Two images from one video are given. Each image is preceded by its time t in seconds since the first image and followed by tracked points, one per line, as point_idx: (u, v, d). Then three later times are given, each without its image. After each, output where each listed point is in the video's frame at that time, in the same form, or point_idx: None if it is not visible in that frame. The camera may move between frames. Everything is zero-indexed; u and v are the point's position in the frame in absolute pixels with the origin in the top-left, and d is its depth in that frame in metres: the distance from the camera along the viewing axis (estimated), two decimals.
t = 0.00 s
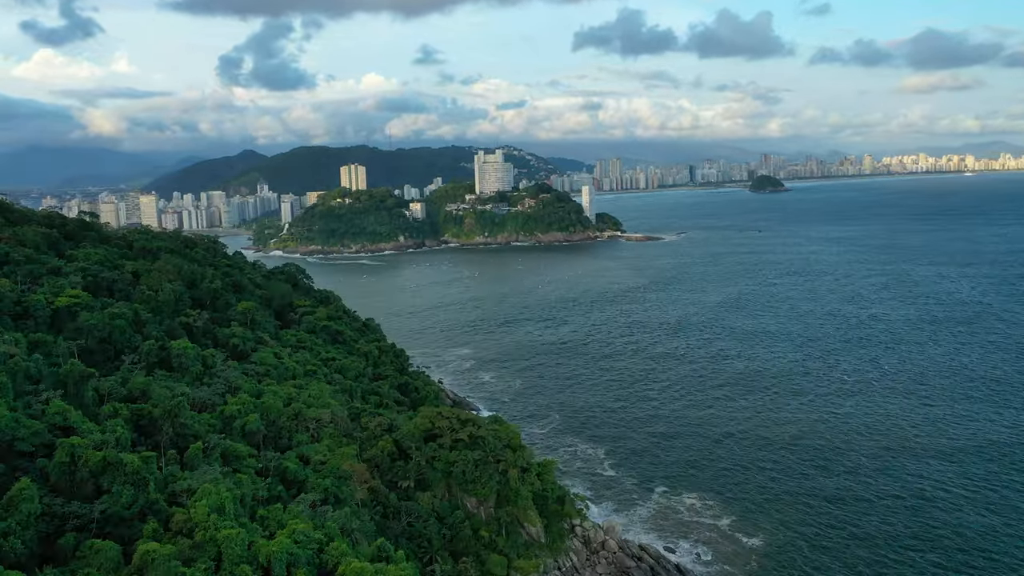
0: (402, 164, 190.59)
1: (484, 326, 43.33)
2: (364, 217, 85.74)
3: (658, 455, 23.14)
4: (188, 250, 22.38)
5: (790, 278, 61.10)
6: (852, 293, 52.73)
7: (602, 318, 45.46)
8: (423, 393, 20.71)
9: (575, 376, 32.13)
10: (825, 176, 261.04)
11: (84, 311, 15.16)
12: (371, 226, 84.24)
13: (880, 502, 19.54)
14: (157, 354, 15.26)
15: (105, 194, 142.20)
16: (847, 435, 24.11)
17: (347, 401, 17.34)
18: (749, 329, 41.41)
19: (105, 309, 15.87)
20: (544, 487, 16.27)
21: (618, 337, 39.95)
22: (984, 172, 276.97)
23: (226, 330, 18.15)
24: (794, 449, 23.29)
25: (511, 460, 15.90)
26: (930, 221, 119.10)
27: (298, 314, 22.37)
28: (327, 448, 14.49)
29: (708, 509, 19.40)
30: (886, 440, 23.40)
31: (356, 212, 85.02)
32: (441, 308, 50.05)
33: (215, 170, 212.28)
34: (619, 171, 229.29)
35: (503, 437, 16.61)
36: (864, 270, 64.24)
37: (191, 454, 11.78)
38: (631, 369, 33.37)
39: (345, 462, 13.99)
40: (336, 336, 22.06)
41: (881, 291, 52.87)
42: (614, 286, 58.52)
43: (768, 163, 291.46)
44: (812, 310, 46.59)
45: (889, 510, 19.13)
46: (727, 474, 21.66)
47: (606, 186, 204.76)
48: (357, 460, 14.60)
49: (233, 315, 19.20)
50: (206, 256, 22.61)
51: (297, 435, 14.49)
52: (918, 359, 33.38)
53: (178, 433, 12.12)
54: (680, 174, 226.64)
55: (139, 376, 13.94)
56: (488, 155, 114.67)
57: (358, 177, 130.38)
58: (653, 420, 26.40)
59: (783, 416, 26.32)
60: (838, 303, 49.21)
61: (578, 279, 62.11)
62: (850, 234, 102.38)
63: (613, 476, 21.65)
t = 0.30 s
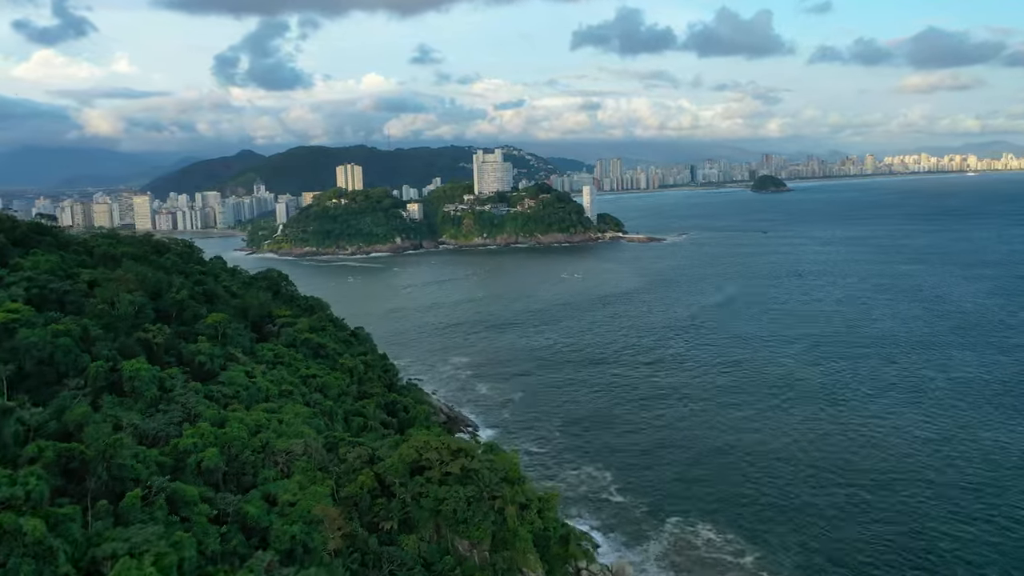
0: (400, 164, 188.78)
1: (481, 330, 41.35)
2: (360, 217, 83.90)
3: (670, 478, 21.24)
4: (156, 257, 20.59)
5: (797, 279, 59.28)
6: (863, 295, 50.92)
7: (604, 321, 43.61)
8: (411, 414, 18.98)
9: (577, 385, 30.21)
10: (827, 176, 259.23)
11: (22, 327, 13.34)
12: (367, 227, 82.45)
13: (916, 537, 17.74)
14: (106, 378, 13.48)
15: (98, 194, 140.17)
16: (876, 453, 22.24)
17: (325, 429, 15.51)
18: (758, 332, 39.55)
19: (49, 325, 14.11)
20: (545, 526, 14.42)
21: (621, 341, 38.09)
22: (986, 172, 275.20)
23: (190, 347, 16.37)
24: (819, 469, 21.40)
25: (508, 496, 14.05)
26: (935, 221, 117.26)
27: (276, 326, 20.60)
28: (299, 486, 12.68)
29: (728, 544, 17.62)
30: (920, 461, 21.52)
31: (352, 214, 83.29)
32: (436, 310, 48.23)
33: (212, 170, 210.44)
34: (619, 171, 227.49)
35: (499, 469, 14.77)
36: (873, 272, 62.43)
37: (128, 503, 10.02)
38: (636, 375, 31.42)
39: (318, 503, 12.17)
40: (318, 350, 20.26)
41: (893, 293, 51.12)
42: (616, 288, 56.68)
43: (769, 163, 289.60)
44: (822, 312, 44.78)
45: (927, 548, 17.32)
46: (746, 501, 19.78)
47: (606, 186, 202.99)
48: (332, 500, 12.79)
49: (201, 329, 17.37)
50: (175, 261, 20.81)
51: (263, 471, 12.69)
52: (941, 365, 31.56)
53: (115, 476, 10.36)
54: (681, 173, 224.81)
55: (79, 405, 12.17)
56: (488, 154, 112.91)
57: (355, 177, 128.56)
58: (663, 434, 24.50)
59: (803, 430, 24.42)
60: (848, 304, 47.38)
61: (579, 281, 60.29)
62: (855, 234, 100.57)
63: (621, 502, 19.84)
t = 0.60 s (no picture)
0: (398, 163, 186.81)
1: (476, 333, 39.38)
2: (355, 217, 82.01)
3: (681, 502, 19.24)
4: (117, 262, 18.74)
5: (805, 280, 57.40)
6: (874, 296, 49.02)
7: (606, 323, 41.74)
8: (397, 436, 17.08)
9: (577, 393, 28.28)
10: (829, 176, 257.28)
11: None
12: (363, 227, 80.60)
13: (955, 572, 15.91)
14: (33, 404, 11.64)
15: (92, 194, 138.51)
16: (907, 471, 20.16)
17: (292, 460, 13.58)
18: (768, 335, 37.53)
19: None
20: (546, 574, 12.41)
21: (624, 344, 36.21)
22: (989, 172, 273.39)
23: (142, 364, 14.50)
24: (846, 491, 19.35)
25: (501, 540, 12.11)
26: (942, 222, 115.34)
27: (249, 338, 18.73)
28: (256, 532, 10.74)
29: None
30: (958, 482, 19.45)
31: (348, 215, 81.48)
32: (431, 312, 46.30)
33: (209, 169, 208.44)
34: (619, 171, 225.56)
35: (491, 507, 12.80)
36: (882, 273, 60.59)
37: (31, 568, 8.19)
38: (640, 383, 29.36)
39: (276, 555, 10.25)
40: (294, 364, 18.34)
41: (905, 295, 49.18)
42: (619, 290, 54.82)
43: (770, 163, 287.62)
44: (833, 315, 42.88)
45: None
46: (766, 530, 17.79)
47: (607, 186, 201.20)
48: (295, 550, 10.85)
49: (158, 343, 15.50)
50: (138, 264, 18.96)
51: (214, 515, 10.80)
52: (967, 370, 29.47)
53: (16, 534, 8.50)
54: (682, 173, 222.86)
55: None
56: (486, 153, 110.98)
57: (352, 177, 126.67)
58: (672, 450, 22.45)
59: (824, 443, 22.33)
60: (861, 306, 45.49)
61: (580, 283, 58.44)
62: (860, 235, 98.63)
63: (627, 531, 17.97)
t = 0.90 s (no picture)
0: (397, 162, 184.86)
1: (472, 335, 37.33)
2: (350, 216, 80.12)
3: (697, 529, 17.21)
4: (69, 264, 16.86)
5: (814, 280, 55.54)
6: (887, 296, 47.16)
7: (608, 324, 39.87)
8: (378, 458, 15.12)
9: (579, 400, 26.37)
10: (831, 176, 255.25)
11: None
12: (358, 226, 78.63)
13: None
14: None
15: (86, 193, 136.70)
16: (950, 490, 18.08)
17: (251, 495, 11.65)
18: (781, 335, 35.49)
19: None
20: None
21: (627, 346, 34.33)
22: (991, 172, 271.52)
23: (82, 380, 12.61)
24: (881, 514, 17.30)
25: None
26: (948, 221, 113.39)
27: (214, 346, 16.81)
28: None
29: None
30: (1003, 505, 17.44)
31: (343, 214, 79.56)
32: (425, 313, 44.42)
33: (205, 168, 206.38)
34: (619, 171, 223.57)
35: (484, 550, 10.83)
36: (892, 272, 58.69)
37: None
38: (647, 388, 27.31)
39: None
40: (266, 377, 16.39)
41: (919, 294, 47.34)
42: (620, 290, 52.96)
43: (771, 163, 285.63)
44: (846, 315, 41.03)
45: None
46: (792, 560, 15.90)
47: (608, 185, 199.24)
48: None
49: (104, 355, 13.60)
50: (93, 265, 17.09)
51: (143, 569, 8.87)
52: (994, 373, 27.57)
53: None
54: (683, 173, 220.92)
55: None
56: (485, 152, 109.08)
57: (348, 176, 124.70)
58: (685, 466, 20.41)
59: (852, 457, 20.28)
60: (875, 306, 43.60)
61: (581, 283, 56.54)
62: (865, 234, 96.72)
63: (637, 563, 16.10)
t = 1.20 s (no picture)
0: (396, 161, 182.90)
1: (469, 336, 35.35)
2: (346, 214, 78.22)
3: (720, 563, 15.29)
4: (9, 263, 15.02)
5: (824, 279, 53.60)
6: (902, 296, 45.24)
7: (611, 323, 38.00)
8: (355, 484, 13.20)
9: (583, 407, 24.44)
10: (833, 175, 253.02)
11: None
12: (353, 225, 76.71)
13: None
14: None
15: (78, 190, 134.50)
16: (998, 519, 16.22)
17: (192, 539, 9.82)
18: (795, 336, 33.56)
19: None
20: None
21: (632, 347, 32.44)
22: (995, 171, 269.22)
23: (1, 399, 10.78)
24: (927, 548, 15.40)
25: None
26: (955, 220, 111.25)
27: (172, 354, 14.90)
28: None
29: None
30: None
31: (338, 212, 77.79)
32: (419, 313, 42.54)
33: (203, 166, 204.36)
34: (620, 169, 221.47)
35: None
36: (905, 272, 56.76)
37: None
38: (656, 394, 25.34)
39: None
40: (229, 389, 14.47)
41: (935, 294, 45.43)
42: (623, 289, 51.10)
43: (773, 162, 283.49)
44: (861, 315, 39.10)
45: None
46: None
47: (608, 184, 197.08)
48: None
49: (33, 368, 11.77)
50: (37, 264, 15.23)
51: None
52: None
53: None
54: (684, 172, 218.86)
55: None
56: (484, 149, 107.09)
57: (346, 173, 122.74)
58: (702, 484, 18.51)
59: (887, 479, 18.36)
60: (890, 306, 41.69)
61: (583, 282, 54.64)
62: (872, 233, 94.69)
63: None
